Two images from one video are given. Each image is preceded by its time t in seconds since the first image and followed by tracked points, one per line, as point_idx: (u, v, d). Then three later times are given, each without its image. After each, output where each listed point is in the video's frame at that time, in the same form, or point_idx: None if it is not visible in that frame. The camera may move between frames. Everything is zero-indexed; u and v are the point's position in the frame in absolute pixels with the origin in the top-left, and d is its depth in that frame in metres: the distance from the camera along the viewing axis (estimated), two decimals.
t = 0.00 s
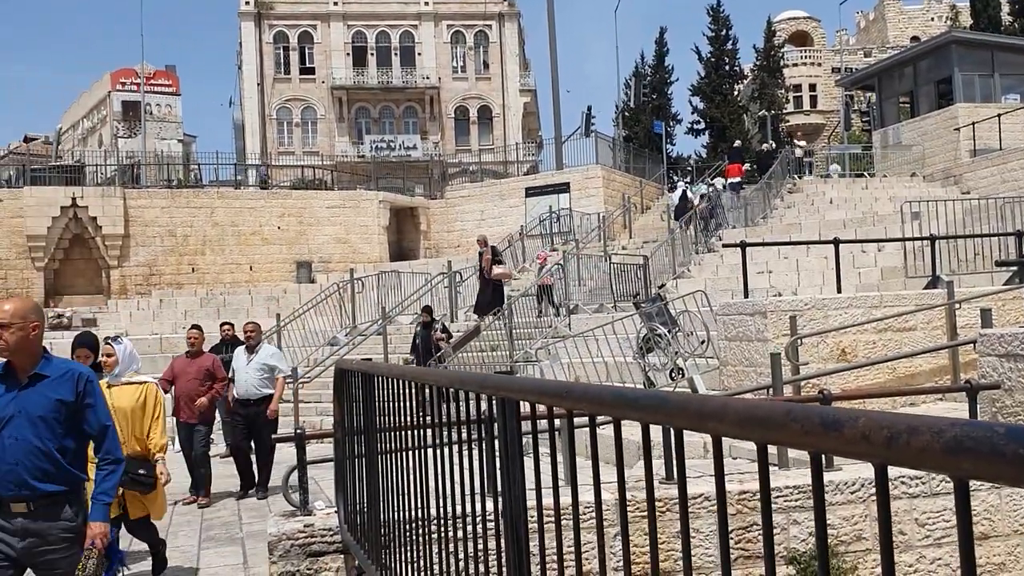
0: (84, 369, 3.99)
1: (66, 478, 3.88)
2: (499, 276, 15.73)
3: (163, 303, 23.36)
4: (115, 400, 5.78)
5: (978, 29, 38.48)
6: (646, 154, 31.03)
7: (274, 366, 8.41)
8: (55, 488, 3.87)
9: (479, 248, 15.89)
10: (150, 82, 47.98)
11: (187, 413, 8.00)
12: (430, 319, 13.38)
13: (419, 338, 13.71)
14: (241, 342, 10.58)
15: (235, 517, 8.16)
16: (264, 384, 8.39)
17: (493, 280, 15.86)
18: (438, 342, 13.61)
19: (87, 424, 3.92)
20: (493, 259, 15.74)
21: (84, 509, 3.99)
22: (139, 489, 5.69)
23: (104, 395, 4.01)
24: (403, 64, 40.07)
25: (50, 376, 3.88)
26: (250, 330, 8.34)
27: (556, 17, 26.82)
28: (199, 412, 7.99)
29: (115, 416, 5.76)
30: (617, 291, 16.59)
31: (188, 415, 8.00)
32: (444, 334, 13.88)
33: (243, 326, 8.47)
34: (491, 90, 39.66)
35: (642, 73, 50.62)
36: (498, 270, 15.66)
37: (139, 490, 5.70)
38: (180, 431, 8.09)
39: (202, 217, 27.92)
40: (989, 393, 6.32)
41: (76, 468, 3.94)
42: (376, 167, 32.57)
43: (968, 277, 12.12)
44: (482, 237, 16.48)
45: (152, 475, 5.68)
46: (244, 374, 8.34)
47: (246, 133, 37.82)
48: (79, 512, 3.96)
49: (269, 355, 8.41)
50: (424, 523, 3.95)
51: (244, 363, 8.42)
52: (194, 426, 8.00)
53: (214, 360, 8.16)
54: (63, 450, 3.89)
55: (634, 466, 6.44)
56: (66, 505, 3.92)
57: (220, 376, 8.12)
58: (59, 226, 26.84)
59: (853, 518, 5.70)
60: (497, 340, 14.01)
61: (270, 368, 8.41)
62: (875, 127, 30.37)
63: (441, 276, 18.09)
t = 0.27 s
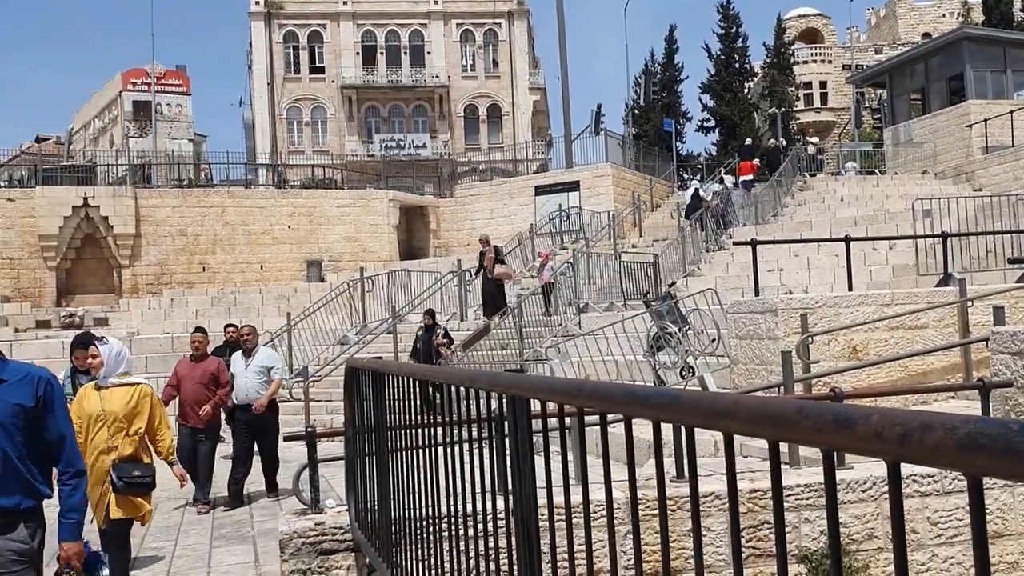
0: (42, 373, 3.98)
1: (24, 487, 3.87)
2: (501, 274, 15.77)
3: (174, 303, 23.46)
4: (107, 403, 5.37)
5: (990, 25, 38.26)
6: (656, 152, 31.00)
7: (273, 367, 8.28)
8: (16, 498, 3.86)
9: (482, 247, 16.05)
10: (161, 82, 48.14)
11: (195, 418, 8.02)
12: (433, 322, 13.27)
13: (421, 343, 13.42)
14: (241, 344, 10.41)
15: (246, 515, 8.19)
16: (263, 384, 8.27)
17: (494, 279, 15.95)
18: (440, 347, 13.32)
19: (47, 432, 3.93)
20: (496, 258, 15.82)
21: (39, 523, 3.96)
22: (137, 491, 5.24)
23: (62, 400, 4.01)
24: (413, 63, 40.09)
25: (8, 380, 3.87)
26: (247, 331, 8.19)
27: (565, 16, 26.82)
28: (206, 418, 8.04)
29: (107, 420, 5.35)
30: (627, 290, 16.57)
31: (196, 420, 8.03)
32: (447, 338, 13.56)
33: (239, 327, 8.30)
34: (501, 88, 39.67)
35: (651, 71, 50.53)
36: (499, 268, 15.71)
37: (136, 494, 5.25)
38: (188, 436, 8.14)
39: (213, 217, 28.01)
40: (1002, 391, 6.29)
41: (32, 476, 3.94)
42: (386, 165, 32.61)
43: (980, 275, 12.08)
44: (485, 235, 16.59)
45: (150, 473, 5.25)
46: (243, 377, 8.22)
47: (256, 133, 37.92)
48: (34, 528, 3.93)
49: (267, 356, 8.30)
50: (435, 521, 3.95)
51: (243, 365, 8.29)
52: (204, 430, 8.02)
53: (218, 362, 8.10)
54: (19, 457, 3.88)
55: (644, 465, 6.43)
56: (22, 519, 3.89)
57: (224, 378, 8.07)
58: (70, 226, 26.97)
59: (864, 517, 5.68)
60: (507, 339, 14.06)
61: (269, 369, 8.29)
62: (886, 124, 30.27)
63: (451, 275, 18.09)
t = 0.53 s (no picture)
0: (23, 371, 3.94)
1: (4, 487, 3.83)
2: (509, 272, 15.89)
3: (191, 301, 23.57)
4: (104, 405, 5.13)
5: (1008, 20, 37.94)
6: (671, 149, 30.93)
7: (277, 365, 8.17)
8: None
9: (492, 244, 16.18)
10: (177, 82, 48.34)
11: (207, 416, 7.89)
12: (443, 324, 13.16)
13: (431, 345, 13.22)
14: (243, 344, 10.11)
15: (263, 513, 8.22)
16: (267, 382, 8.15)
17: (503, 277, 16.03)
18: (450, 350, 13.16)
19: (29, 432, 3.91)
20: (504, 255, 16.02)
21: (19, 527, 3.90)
22: (132, 500, 5.04)
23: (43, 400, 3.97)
24: (427, 62, 40.13)
25: None
26: (251, 328, 8.04)
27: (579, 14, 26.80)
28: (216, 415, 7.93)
29: (105, 424, 5.12)
30: (642, 288, 16.55)
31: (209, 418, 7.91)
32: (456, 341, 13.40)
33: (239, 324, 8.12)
34: (515, 86, 39.66)
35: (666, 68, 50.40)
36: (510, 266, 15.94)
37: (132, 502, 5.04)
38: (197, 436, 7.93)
39: (229, 216, 28.14)
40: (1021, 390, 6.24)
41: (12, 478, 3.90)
42: (400, 164, 32.66)
43: (998, 272, 12.00)
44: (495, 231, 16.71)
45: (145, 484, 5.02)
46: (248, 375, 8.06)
47: (272, 132, 38.07)
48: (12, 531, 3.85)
49: (272, 352, 8.17)
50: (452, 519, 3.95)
51: (246, 362, 8.13)
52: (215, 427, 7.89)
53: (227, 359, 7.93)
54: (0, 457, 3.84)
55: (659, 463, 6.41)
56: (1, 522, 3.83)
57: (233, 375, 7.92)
58: (88, 225, 27.15)
59: (882, 515, 5.65)
60: (522, 337, 14.10)
61: (273, 365, 8.18)
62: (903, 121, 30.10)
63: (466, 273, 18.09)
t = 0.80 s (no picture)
0: None
1: None
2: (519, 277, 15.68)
3: (205, 299, 23.67)
4: (97, 407, 4.83)
5: None
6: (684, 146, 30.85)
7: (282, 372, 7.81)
8: None
9: (501, 250, 15.86)
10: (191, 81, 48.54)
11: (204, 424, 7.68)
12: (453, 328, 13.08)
13: (440, 348, 13.27)
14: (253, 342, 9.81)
15: (278, 509, 8.25)
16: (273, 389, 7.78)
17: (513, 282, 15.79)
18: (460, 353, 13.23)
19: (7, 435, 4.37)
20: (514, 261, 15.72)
21: None
22: (127, 510, 4.74)
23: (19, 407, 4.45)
24: (440, 60, 40.16)
25: None
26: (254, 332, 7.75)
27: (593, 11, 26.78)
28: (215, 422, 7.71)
29: (99, 426, 4.81)
30: (655, 286, 16.56)
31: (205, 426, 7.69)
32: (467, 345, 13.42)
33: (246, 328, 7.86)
34: (528, 84, 39.63)
35: (679, 65, 50.30)
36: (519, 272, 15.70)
37: (127, 512, 4.74)
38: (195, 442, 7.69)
39: (243, 215, 28.25)
40: None
41: None
42: (413, 162, 32.70)
43: (1015, 270, 11.93)
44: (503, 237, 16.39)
45: (142, 492, 4.73)
46: (253, 378, 7.73)
47: (286, 131, 38.21)
48: None
49: (277, 358, 7.82)
50: (465, 516, 3.95)
51: (250, 367, 7.83)
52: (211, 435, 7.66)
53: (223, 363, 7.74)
54: None
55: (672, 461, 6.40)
56: None
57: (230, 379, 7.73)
58: (104, 224, 27.29)
59: (898, 514, 5.62)
60: (535, 335, 14.14)
61: (279, 371, 7.82)
62: (918, 117, 29.94)
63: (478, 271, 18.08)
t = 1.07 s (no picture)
0: None
1: None
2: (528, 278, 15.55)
3: (219, 297, 23.74)
4: (77, 413, 4.62)
5: None
6: (696, 143, 30.78)
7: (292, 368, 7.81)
8: None
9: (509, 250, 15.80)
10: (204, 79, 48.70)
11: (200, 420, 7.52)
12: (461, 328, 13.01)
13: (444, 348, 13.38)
14: (258, 338, 9.59)
15: (291, 506, 8.29)
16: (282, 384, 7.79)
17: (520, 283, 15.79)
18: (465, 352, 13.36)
19: None
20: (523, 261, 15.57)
21: None
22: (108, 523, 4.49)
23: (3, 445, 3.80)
24: (452, 57, 40.18)
25: None
26: (269, 327, 7.76)
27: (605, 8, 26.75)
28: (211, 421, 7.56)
29: (80, 433, 4.61)
30: (667, 283, 16.50)
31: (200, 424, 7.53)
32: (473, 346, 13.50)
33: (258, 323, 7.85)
34: (540, 82, 39.60)
35: (691, 62, 50.18)
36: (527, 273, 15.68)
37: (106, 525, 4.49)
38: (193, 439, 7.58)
39: (256, 212, 28.33)
40: None
41: None
42: (425, 160, 32.73)
43: None
44: (512, 237, 16.38)
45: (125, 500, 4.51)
46: (262, 375, 7.72)
47: (298, 129, 38.32)
48: None
49: (287, 355, 7.83)
50: (478, 512, 3.96)
51: (258, 363, 7.80)
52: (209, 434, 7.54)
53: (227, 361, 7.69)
54: None
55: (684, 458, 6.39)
56: None
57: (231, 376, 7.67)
58: (117, 222, 27.40)
59: (911, 512, 5.60)
60: (546, 332, 14.13)
61: (288, 368, 7.81)
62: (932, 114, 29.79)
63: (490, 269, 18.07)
